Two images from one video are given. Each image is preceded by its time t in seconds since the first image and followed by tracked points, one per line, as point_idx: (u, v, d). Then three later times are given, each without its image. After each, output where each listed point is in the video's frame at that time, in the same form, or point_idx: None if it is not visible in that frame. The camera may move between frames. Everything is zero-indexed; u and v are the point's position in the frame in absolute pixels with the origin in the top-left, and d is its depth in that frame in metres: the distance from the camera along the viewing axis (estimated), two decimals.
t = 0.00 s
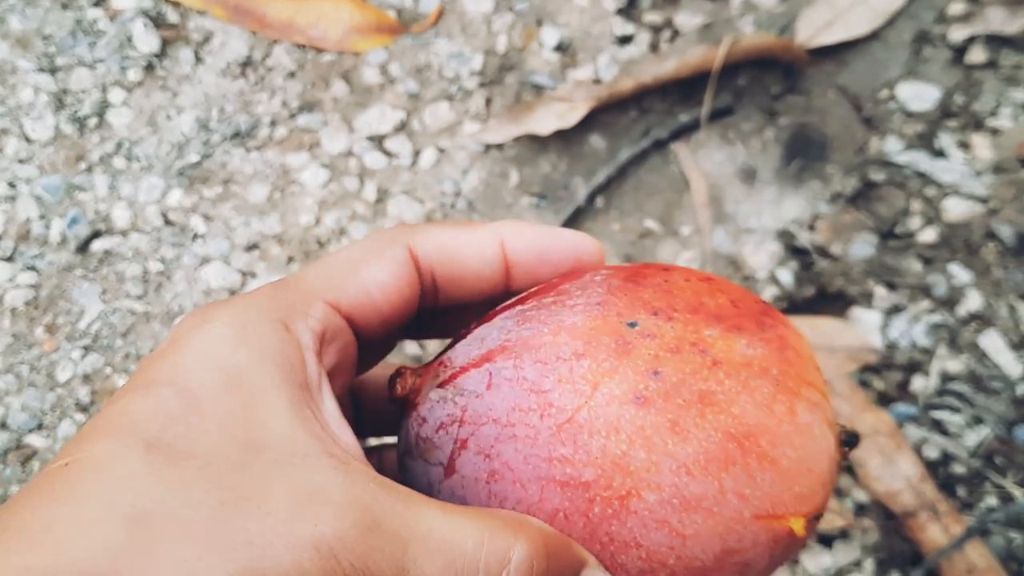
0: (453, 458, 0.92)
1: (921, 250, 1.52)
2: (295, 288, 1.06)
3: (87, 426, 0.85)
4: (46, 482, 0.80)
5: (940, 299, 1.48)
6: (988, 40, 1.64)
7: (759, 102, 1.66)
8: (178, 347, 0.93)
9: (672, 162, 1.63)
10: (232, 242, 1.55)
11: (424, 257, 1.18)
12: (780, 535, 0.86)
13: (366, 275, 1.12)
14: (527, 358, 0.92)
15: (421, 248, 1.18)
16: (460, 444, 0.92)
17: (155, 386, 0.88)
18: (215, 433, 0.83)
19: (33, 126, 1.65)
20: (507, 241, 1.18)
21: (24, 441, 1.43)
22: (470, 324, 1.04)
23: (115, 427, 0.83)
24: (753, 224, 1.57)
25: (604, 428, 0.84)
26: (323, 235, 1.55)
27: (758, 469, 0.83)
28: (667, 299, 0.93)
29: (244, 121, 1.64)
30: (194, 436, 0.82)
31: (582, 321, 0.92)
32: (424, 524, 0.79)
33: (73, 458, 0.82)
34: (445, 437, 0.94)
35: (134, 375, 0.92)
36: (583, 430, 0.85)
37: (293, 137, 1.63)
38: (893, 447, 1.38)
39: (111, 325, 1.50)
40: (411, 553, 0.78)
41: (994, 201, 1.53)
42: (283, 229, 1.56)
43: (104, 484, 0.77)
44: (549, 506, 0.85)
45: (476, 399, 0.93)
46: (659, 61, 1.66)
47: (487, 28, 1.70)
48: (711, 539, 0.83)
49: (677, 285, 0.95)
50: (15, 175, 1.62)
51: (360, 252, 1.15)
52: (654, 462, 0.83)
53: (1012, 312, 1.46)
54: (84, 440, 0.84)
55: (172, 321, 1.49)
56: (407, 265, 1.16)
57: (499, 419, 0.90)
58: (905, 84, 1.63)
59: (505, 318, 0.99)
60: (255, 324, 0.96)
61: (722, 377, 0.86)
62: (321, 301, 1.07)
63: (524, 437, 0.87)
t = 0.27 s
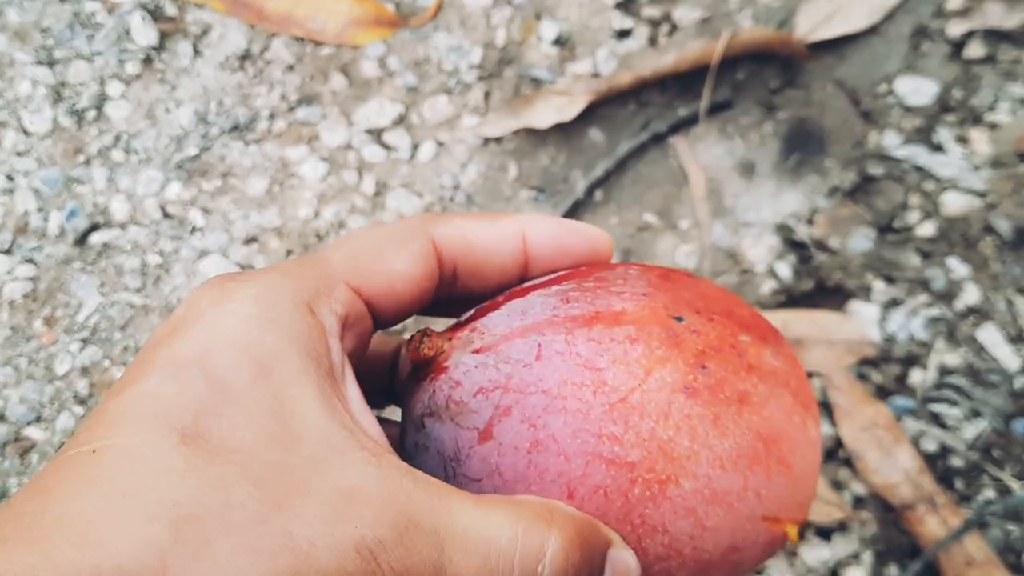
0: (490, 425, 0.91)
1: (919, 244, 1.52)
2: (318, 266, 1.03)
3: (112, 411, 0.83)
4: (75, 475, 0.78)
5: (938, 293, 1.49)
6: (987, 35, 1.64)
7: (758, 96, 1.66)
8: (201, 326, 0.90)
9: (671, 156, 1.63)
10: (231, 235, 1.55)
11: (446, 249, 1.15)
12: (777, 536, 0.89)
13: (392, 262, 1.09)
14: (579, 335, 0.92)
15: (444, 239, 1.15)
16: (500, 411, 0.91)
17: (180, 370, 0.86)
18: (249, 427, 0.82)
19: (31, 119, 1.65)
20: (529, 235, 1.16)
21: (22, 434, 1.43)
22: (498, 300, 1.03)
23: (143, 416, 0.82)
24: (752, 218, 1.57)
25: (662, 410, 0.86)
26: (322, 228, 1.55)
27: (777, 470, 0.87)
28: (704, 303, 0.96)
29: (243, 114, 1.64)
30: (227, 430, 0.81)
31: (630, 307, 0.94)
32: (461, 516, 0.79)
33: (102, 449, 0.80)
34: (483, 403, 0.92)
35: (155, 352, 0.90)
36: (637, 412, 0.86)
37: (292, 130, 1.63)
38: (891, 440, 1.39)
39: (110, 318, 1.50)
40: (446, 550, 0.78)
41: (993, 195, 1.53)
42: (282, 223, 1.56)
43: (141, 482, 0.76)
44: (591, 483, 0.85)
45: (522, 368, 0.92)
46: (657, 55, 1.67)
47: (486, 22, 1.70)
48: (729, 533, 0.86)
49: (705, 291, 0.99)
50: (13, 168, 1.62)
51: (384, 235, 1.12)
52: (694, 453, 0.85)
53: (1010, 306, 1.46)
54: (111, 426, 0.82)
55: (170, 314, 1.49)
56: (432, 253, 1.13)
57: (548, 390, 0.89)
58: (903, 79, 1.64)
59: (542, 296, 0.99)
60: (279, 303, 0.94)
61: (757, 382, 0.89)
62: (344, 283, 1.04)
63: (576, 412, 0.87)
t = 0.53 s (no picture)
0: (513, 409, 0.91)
1: (915, 244, 1.52)
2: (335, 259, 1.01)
3: (134, 411, 0.81)
4: (102, 481, 0.77)
5: (934, 292, 1.49)
6: (982, 36, 1.65)
7: (755, 96, 1.66)
8: (220, 319, 0.88)
9: (668, 156, 1.63)
10: (228, 233, 1.55)
11: (460, 250, 1.14)
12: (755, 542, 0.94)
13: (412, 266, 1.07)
14: (606, 329, 0.94)
15: (458, 241, 1.14)
16: (525, 396, 0.91)
17: (203, 368, 0.84)
18: (276, 431, 0.81)
19: (29, 117, 1.65)
20: (541, 238, 1.15)
21: (20, 431, 1.43)
22: (512, 291, 1.04)
23: (168, 419, 0.80)
24: (748, 217, 1.58)
25: (681, 409, 0.89)
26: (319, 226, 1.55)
27: (769, 479, 0.92)
28: (707, 314, 1.00)
29: (240, 112, 1.64)
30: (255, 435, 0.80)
31: (650, 309, 0.97)
32: (483, 524, 0.81)
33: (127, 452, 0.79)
34: (508, 387, 0.92)
35: (173, 345, 0.87)
36: (659, 410, 0.88)
37: (289, 128, 1.63)
38: (886, 439, 1.40)
39: (107, 315, 1.50)
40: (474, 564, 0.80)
41: (988, 195, 1.53)
42: (279, 221, 1.56)
43: (174, 492, 0.75)
44: (611, 473, 0.87)
45: (549, 355, 0.92)
46: (655, 56, 1.67)
47: (483, 21, 1.70)
48: (724, 535, 0.89)
49: (708, 306, 1.03)
50: (10, 166, 1.62)
51: (398, 236, 1.10)
52: (704, 456, 0.88)
53: (1005, 306, 1.47)
54: (135, 428, 0.80)
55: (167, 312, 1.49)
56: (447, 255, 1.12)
57: (576, 379, 0.90)
58: (899, 79, 1.64)
59: (561, 290, 1.00)
60: (300, 297, 0.92)
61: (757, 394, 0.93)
62: (363, 282, 1.02)
63: (603, 402, 0.89)
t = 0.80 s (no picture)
0: (526, 431, 0.89)
1: (913, 246, 1.52)
2: (341, 257, 0.97)
3: (146, 426, 0.79)
4: (117, 501, 0.75)
5: (932, 295, 1.49)
6: (981, 39, 1.65)
7: (753, 98, 1.66)
8: (234, 327, 0.85)
9: (667, 158, 1.63)
10: (226, 233, 1.55)
11: (465, 242, 1.11)
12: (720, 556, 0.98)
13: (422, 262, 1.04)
14: (623, 357, 0.92)
15: (464, 233, 1.11)
16: (540, 421, 0.89)
17: (217, 383, 0.82)
18: (291, 453, 0.79)
19: (27, 116, 1.65)
20: (547, 231, 1.13)
21: (17, 431, 1.43)
22: (529, 294, 1.01)
23: (183, 436, 0.78)
24: (747, 220, 1.58)
25: (685, 446, 0.89)
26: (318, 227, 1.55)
27: (748, 507, 0.94)
28: (711, 337, 0.99)
29: (239, 112, 1.64)
30: (273, 458, 0.79)
31: (663, 336, 0.95)
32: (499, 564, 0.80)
33: (143, 469, 0.77)
34: (522, 410, 0.90)
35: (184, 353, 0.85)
36: (665, 446, 0.88)
37: (288, 129, 1.63)
38: (885, 442, 1.40)
39: (105, 315, 1.49)
40: None
41: (986, 198, 1.54)
42: (278, 221, 1.56)
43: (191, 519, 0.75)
44: (609, 505, 0.87)
45: (566, 382, 0.90)
46: (654, 57, 1.67)
47: (482, 22, 1.70)
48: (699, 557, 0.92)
49: (712, 325, 1.02)
50: (8, 165, 1.61)
51: (403, 229, 1.06)
52: (697, 492, 0.89)
53: (1004, 309, 1.47)
54: (149, 443, 0.78)
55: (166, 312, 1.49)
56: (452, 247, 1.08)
57: (590, 410, 0.89)
58: (898, 82, 1.64)
59: (578, 302, 0.97)
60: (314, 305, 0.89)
61: (751, 427, 0.95)
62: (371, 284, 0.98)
63: (613, 436, 0.88)
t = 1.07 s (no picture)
0: (557, 435, 0.84)
1: (912, 246, 1.52)
2: (351, 228, 0.89)
3: (159, 433, 0.74)
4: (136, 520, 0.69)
5: (931, 295, 1.49)
6: (980, 39, 1.65)
7: (752, 97, 1.66)
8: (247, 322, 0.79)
9: (667, 157, 1.63)
10: (225, 231, 1.54)
11: (461, 178, 1.02)
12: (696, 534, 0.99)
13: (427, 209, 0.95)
14: (669, 371, 0.86)
15: (460, 168, 1.01)
16: (573, 428, 0.84)
17: (234, 387, 0.76)
18: (314, 464, 0.75)
19: (25, 113, 1.64)
20: (543, 169, 1.08)
21: (14, 428, 1.43)
22: (585, 278, 0.91)
23: (202, 447, 0.73)
24: (747, 219, 1.58)
25: (704, 467, 0.87)
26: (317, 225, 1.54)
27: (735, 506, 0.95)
28: (753, 343, 0.94)
29: (238, 110, 1.64)
30: (297, 469, 0.74)
31: (710, 349, 0.88)
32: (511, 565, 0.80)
33: (164, 484, 0.71)
34: (558, 415, 0.84)
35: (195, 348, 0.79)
36: (687, 466, 0.86)
37: (287, 126, 1.62)
38: (884, 441, 1.41)
39: (102, 312, 1.49)
40: None
41: (985, 198, 1.54)
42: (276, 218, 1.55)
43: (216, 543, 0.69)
44: (620, 513, 0.86)
45: (607, 394, 0.84)
46: (654, 57, 1.67)
47: (482, 21, 1.70)
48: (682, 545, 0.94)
49: (755, 329, 0.96)
50: (6, 162, 1.61)
51: (403, 171, 0.95)
52: (698, 503, 0.89)
53: (1003, 309, 1.47)
54: (165, 453, 0.73)
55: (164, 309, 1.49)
56: (451, 185, 0.99)
57: (625, 426, 0.84)
58: (897, 82, 1.64)
59: (629, 298, 0.89)
60: (335, 297, 0.83)
61: (764, 438, 0.93)
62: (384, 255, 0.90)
63: (642, 454, 0.84)
